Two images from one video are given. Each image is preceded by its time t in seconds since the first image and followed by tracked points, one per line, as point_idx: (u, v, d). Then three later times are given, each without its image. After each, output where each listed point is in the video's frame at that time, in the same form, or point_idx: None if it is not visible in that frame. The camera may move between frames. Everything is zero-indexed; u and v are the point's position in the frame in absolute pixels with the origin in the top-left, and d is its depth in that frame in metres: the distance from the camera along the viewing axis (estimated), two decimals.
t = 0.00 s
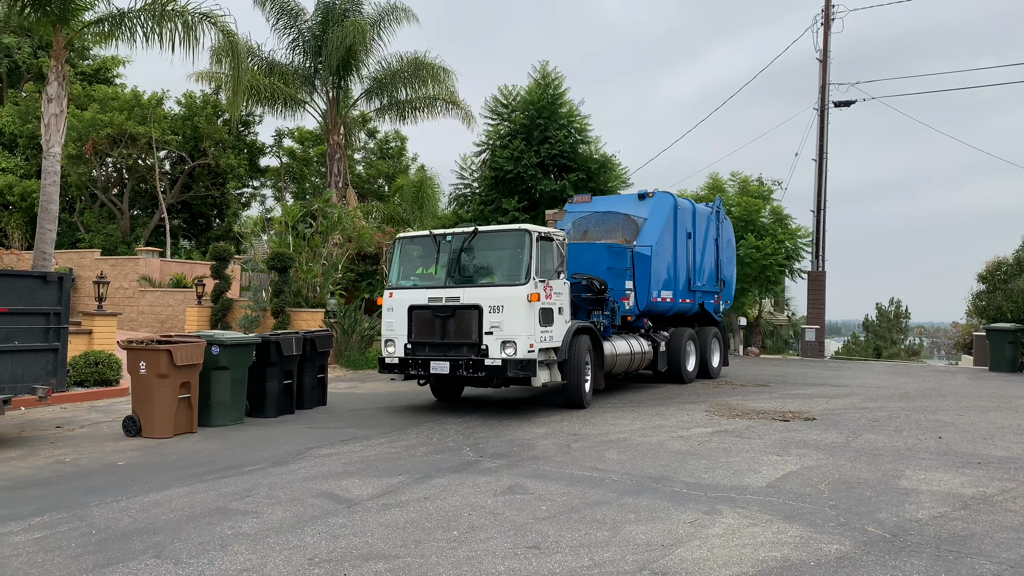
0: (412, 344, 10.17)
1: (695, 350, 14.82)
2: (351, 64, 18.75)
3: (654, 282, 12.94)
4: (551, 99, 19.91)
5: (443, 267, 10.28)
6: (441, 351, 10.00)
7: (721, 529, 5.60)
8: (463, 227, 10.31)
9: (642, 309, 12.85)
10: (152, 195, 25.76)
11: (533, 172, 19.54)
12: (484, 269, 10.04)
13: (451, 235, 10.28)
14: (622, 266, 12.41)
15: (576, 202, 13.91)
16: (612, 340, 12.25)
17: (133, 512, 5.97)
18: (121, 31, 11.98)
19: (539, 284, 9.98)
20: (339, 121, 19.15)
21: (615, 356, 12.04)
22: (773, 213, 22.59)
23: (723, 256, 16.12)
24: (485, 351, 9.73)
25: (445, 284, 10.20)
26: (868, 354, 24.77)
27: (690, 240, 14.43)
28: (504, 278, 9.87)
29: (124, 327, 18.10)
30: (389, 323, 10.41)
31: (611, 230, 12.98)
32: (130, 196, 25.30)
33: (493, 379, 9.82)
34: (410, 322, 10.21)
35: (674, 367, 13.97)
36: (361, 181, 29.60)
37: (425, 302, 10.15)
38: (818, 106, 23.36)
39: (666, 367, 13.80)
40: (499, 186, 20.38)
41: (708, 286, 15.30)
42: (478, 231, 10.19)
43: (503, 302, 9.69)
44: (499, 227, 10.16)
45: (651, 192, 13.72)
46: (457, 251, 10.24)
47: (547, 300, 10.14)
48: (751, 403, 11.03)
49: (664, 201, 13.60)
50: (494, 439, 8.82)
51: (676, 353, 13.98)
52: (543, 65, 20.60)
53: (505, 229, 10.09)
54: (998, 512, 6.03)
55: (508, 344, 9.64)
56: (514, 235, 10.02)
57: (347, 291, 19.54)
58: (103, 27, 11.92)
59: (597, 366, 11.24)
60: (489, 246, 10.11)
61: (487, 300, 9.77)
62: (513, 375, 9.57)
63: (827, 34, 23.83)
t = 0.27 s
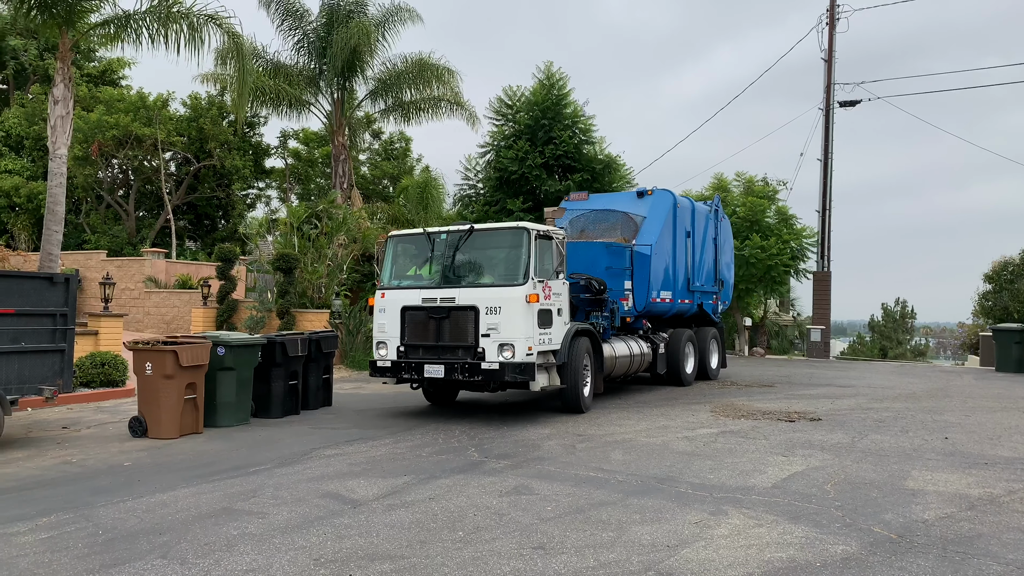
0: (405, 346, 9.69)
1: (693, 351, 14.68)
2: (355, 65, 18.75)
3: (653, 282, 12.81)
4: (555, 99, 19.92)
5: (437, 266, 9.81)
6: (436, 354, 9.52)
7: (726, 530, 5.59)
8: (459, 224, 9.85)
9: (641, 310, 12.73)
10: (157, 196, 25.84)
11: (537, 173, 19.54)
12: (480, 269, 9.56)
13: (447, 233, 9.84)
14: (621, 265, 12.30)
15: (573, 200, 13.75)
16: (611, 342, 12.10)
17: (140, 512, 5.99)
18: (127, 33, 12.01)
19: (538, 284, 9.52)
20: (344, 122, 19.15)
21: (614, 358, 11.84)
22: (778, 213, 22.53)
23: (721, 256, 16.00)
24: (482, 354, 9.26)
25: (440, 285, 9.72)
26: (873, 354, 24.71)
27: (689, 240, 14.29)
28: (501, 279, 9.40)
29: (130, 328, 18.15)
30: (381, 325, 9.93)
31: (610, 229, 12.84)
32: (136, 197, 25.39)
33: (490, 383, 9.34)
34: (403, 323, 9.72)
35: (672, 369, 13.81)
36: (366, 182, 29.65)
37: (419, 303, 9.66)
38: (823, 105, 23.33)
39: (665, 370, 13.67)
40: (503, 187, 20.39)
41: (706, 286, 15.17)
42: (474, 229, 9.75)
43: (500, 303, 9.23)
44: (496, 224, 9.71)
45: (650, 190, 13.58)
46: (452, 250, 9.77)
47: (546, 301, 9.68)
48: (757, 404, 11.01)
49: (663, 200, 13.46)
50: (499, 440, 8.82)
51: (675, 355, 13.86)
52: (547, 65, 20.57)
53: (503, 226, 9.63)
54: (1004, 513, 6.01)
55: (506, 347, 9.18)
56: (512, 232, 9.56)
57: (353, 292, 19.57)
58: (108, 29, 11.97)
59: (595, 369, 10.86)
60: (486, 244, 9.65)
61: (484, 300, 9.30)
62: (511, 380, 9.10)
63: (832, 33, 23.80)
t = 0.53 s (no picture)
0: (395, 350, 9.22)
1: (693, 352, 14.36)
2: (361, 67, 18.78)
3: (652, 281, 12.49)
4: (561, 100, 19.92)
5: (430, 266, 9.35)
6: (429, 358, 9.06)
7: (735, 530, 5.58)
8: (454, 222, 9.40)
9: (640, 310, 12.42)
10: (165, 199, 25.94)
11: (543, 173, 19.53)
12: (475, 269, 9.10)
13: (440, 231, 9.40)
14: (619, 264, 11.99)
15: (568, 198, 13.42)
16: (610, 344, 11.74)
17: (149, 514, 6.01)
18: (134, 36, 12.06)
19: (536, 285, 9.05)
20: (350, 124, 19.10)
21: (614, 361, 11.47)
22: (785, 213, 22.42)
23: (719, 253, 15.70)
24: (478, 358, 8.80)
25: (432, 285, 9.24)
26: (881, 353, 24.62)
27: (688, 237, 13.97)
28: (497, 279, 8.92)
29: (138, 330, 18.22)
30: (371, 328, 9.45)
31: (606, 227, 12.65)
32: (143, 200, 25.49)
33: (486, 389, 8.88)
34: (394, 327, 9.25)
35: (673, 371, 13.48)
36: (372, 184, 29.69)
37: (410, 305, 9.20)
38: (830, 104, 23.27)
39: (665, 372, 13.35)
40: (509, 188, 20.39)
41: (705, 285, 14.86)
42: (468, 227, 9.30)
43: (496, 305, 8.76)
44: (492, 222, 9.25)
45: (648, 186, 13.21)
46: (446, 249, 9.31)
47: (544, 302, 9.22)
48: (765, 404, 10.98)
49: (661, 195, 13.11)
50: (507, 441, 8.82)
51: (675, 356, 13.53)
52: (553, 66, 20.56)
53: (499, 224, 9.18)
54: (1015, 513, 5.98)
55: (502, 351, 8.73)
56: (509, 230, 9.11)
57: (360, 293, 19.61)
58: (116, 32, 12.03)
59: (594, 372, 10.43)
60: (481, 243, 9.19)
61: (479, 302, 8.83)
62: (508, 385, 8.63)
63: (839, 32, 23.73)
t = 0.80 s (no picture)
0: (384, 356, 8.66)
1: (694, 353, 13.85)
2: (369, 70, 18.58)
3: (651, 280, 11.98)
4: (568, 100, 19.92)
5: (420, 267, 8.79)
6: (419, 364, 8.50)
7: (746, 531, 5.56)
8: (445, 221, 8.88)
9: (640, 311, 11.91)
10: (174, 202, 26.07)
11: (551, 174, 19.50)
12: (467, 269, 8.55)
13: (430, 230, 8.86)
14: (617, 263, 11.47)
15: (564, 194, 12.83)
16: (610, 346, 11.16)
17: (161, 516, 6.04)
18: (143, 40, 12.13)
19: (532, 286, 8.53)
20: (357, 126, 18.92)
21: (613, 364, 10.94)
22: (794, 211, 22.29)
23: (720, 251, 15.19)
24: (471, 364, 8.24)
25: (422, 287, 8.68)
26: (892, 352, 24.49)
27: (688, 234, 13.46)
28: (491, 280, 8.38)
29: (149, 334, 18.32)
30: (358, 332, 8.89)
31: (604, 225, 11.92)
32: (153, 203, 25.63)
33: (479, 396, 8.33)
34: (382, 330, 8.69)
35: (674, 373, 12.96)
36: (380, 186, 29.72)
37: (399, 307, 8.63)
38: (839, 102, 23.17)
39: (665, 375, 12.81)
40: (517, 189, 20.38)
41: (706, 284, 14.35)
42: (460, 226, 8.76)
43: (490, 307, 8.22)
44: (485, 220, 8.71)
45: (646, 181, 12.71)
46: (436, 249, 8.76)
47: (540, 304, 8.70)
48: (775, 403, 10.94)
49: (660, 191, 12.60)
50: (516, 442, 8.81)
51: (676, 358, 13.02)
52: (560, 66, 20.54)
53: (492, 222, 8.66)
54: None
55: (496, 356, 8.18)
56: (503, 228, 8.56)
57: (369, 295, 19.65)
58: (125, 37, 12.11)
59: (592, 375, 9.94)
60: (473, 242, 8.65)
61: (472, 304, 8.29)
62: (503, 393, 8.08)
63: (847, 30, 23.65)
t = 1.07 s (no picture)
0: (372, 360, 8.17)
1: (698, 355, 13.31)
2: (380, 71, 18.00)
3: (654, 280, 11.50)
4: (578, 100, 19.87)
5: (410, 267, 8.29)
6: (409, 370, 8.01)
7: (759, 531, 5.54)
8: (436, 218, 8.36)
9: (642, 312, 11.42)
10: (186, 205, 26.20)
11: (562, 174, 19.46)
12: (459, 269, 8.05)
13: (421, 227, 8.35)
14: (619, 262, 10.99)
15: (564, 188, 12.34)
16: (610, 348, 10.65)
17: (176, 517, 6.08)
18: (155, 44, 12.19)
19: (528, 286, 8.05)
20: (368, 129, 18.37)
21: (614, 367, 10.41)
22: (806, 210, 22.17)
23: (724, 250, 14.69)
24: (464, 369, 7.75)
25: (412, 288, 8.17)
26: (905, 352, 24.34)
27: (691, 232, 12.97)
28: (485, 280, 7.88)
29: (162, 336, 18.44)
30: (345, 335, 8.39)
31: (604, 221, 11.50)
32: (165, 206, 25.74)
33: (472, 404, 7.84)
34: (370, 333, 8.20)
35: (677, 377, 12.44)
36: (390, 187, 29.75)
37: (388, 310, 8.13)
38: (850, 100, 23.06)
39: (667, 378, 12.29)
40: (528, 190, 20.35)
41: (710, 284, 13.85)
42: (452, 222, 8.25)
43: (484, 309, 7.73)
44: (478, 216, 8.21)
45: (649, 177, 12.29)
46: (427, 247, 8.26)
47: (536, 305, 8.24)
48: (787, 403, 10.90)
49: (663, 187, 12.16)
50: (528, 443, 8.81)
51: (679, 360, 12.49)
52: (570, 66, 20.48)
53: (486, 219, 8.15)
54: None
55: (490, 361, 7.71)
56: (497, 225, 8.05)
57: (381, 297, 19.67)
58: (137, 41, 12.17)
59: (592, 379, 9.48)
60: (466, 240, 8.15)
61: (465, 306, 7.79)
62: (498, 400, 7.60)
63: (858, 27, 23.53)
